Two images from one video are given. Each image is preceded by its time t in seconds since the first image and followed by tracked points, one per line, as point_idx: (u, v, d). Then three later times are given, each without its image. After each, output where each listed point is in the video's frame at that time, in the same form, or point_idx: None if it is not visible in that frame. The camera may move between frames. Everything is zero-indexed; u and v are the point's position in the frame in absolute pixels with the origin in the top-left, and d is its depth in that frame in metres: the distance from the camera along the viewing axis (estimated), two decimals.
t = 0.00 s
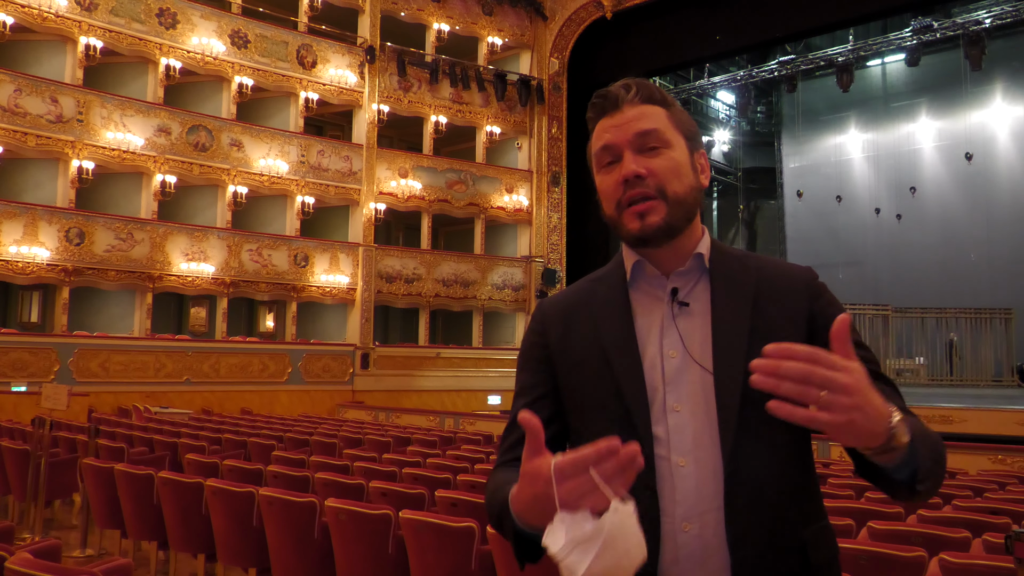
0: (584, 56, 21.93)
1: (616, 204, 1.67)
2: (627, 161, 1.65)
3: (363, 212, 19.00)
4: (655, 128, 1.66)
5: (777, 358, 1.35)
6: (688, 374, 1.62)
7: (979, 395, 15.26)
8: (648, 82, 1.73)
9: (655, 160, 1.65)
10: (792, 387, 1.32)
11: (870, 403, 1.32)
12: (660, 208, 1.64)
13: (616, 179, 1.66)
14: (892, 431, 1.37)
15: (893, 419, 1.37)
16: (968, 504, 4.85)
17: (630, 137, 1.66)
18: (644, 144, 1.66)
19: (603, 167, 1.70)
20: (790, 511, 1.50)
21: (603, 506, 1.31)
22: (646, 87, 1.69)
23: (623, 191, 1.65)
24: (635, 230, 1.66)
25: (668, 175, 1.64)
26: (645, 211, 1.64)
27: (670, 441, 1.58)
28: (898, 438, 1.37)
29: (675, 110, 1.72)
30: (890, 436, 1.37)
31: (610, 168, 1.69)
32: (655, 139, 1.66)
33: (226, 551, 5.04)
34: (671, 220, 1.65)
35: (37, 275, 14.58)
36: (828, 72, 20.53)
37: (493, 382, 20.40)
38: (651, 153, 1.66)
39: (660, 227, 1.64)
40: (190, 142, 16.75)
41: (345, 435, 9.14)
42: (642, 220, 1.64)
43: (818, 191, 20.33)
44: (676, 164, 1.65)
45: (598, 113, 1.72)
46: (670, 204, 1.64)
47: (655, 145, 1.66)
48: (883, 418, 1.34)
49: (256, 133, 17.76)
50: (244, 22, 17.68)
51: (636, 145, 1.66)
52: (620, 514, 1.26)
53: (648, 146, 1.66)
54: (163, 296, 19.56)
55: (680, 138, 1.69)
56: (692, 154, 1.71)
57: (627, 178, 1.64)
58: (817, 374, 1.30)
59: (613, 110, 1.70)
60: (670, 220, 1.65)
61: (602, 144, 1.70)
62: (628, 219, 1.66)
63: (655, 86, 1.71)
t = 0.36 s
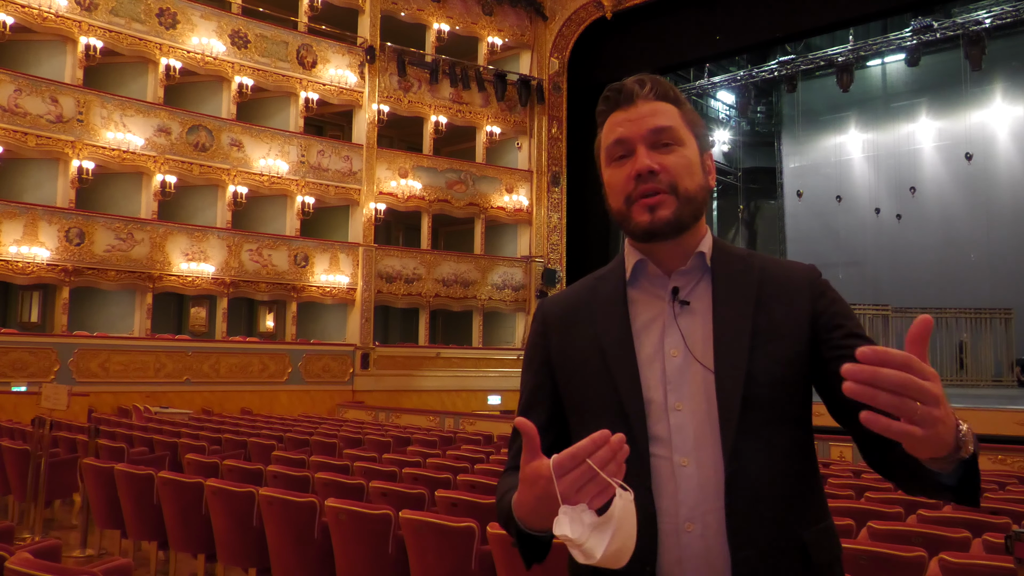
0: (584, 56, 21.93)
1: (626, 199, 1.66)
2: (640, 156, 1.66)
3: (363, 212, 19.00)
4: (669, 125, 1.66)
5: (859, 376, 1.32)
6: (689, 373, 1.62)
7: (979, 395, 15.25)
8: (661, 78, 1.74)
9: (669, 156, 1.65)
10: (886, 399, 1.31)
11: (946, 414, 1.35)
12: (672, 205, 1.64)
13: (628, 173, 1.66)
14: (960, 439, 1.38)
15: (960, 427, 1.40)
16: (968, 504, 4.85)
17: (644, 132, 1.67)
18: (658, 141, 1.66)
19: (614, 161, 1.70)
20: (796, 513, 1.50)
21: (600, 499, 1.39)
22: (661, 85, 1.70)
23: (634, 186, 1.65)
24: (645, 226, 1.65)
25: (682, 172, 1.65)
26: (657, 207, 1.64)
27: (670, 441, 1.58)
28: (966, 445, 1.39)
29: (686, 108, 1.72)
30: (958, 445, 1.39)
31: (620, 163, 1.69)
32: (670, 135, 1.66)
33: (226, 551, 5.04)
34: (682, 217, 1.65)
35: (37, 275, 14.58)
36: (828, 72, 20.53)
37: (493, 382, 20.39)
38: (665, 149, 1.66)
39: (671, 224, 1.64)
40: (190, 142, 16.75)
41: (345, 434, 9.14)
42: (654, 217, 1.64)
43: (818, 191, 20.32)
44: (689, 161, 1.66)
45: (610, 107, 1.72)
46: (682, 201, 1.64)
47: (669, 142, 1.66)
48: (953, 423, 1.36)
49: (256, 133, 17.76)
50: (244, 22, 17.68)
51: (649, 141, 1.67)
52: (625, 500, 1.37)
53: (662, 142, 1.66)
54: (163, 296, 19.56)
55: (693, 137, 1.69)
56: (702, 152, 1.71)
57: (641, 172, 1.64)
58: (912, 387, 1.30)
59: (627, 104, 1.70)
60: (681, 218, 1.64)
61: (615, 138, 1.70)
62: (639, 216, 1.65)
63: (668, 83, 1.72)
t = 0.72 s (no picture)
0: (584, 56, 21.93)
1: (628, 196, 1.66)
2: (642, 153, 1.65)
3: (363, 212, 19.00)
4: (671, 123, 1.66)
5: (646, 487, 1.36)
6: (687, 373, 1.62)
7: (980, 395, 15.26)
8: (662, 76, 1.74)
9: (671, 154, 1.65)
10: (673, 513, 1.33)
11: (734, 508, 1.33)
12: (673, 203, 1.63)
13: (629, 169, 1.66)
14: (766, 517, 1.36)
15: (767, 493, 1.37)
16: (968, 504, 4.85)
17: (645, 130, 1.66)
18: (660, 138, 1.66)
19: (615, 158, 1.69)
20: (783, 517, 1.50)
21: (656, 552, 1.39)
22: (662, 84, 1.70)
23: (635, 181, 1.65)
24: (646, 223, 1.64)
25: (683, 170, 1.64)
26: (657, 203, 1.63)
27: (668, 440, 1.58)
28: (775, 520, 1.35)
29: (687, 108, 1.72)
30: (765, 522, 1.36)
31: (621, 160, 1.68)
32: (671, 133, 1.66)
33: (226, 551, 5.05)
34: (683, 215, 1.64)
35: (37, 275, 14.58)
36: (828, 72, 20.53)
37: (493, 382, 20.39)
38: (666, 147, 1.66)
39: (671, 222, 1.64)
40: (190, 142, 16.74)
41: (345, 435, 9.14)
42: (653, 213, 1.64)
43: (818, 191, 20.33)
44: (690, 160, 1.66)
45: (611, 105, 1.73)
46: (683, 198, 1.64)
47: (671, 139, 1.66)
48: (753, 502, 1.35)
49: (256, 133, 17.76)
50: (244, 22, 17.68)
51: (651, 138, 1.66)
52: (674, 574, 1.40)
53: (664, 140, 1.66)
54: (163, 296, 19.56)
55: (694, 136, 1.69)
56: (703, 152, 1.71)
57: (642, 169, 1.64)
58: (690, 494, 1.33)
59: (628, 103, 1.70)
60: (682, 215, 1.64)
61: (616, 135, 1.69)
62: (639, 212, 1.65)
63: (669, 82, 1.72)
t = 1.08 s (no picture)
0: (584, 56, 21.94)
1: (631, 194, 1.65)
2: (647, 152, 1.65)
3: (363, 212, 19.00)
4: (677, 125, 1.66)
5: (647, 515, 1.36)
6: (685, 373, 1.62)
7: (980, 395, 15.25)
8: (667, 77, 1.74)
9: (675, 154, 1.65)
10: (679, 544, 1.32)
11: (735, 526, 1.36)
12: (676, 204, 1.64)
13: (633, 168, 1.65)
14: (762, 529, 1.39)
15: (762, 505, 1.40)
16: (969, 504, 4.85)
17: (652, 129, 1.66)
18: (665, 139, 1.66)
19: (619, 156, 1.68)
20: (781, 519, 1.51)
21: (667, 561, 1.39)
22: (668, 84, 1.70)
23: (640, 180, 1.64)
24: (649, 223, 1.64)
25: (687, 171, 1.65)
26: (661, 204, 1.63)
27: (665, 442, 1.58)
28: (771, 534, 1.38)
29: (690, 109, 1.72)
30: (761, 535, 1.39)
31: (625, 158, 1.68)
32: (676, 134, 1.66)
33: (226, 550, 5.04)
34: (685, 217, 1.65)
35: (37, 275, 14.58)
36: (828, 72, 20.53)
37: (493, 382, 20.38)
38: (671, 148, 1.66)
39: (673, 223, 1.64)
40: (190, 142, 16.74)
41: (345, 435, 9.14)
42: (658, 214, 1.64)
43: (818, 191, 20.33)
44: (692, 161, 1.66)
45: (617, 102, 1.72)
46: (685, 200, 1.64)
47: (675, 140, 1.66)
48: (750, 515, 1.38)
49: (256, 133, 17.76)
50: (244, 22, 17.68)
51: (657, 138, 1.66)
52: None
53: (669, 140, 1.66)
54: (163, 296, 19.56)
55: (696, 137, 1.69)
56: (705, 153, 1.71)
57: (647, 168, 1.64)
58: (692, 518, 1.33)
59: (633, 101, 1.70)
60: (683, 216, 1.64)
61: (620, 134, 1.68)
62: (642, 212, 1.65)
63: (674, 83, 1.72)
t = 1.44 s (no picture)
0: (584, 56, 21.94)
1: (630, 193, 1.66)
2: (645, 151, 1.65)
3: (363, 212, 19.00)
4: (675, 124, 1.67)
5: (644, 513, 1.37)
6: (685, 373, 1.62)
7: (980, 395, 15.25)
8: (666, 78, 1.74)
9: (675, 153, 1.65)
10: (674, 541, 1.32)
11: (732, 523, 1.36)
12: (675, 203, 1.64)
13: (631, 167, 1.66)
14: (758, 527, 1.39)
15: (759, 503, 1.41)
16: (969, 504, 4.85)
17: (651, 128, 1.66)
18: (664, 138, 1.66)
19: (618, 155, 1.69)
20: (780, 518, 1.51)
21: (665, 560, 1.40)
22: (667, 84, 1.70)
23: (638, 179, 1.64)
24: (647, 222, 1.65)
25: (686, 169, 1.65)
26: (660, 203, 1.64)
27: (666, 441, 1.58)
28: (767, 531, 1.38)
29: (690, 109, 1.73)
30: (758, 532, 1.39)
31: (623, 157, 1.68)
32: (675, 134, 1.66)
33: (226, 550, 5.05)
34: (684, 216, 1.65)
35: (37, 275, 14.58)
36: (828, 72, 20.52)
37: (493, 382, 20.39)
38: (670, 147, 1.66)
39: (672, 222, 1.64)
40: (190, 142, 16.74)
41: (345, 435, 9.15)
42: (657, 213, 1.64)
43: (818, 191, 20.34)
44: (691, 160, 1.66)
45: (616, 102, 1.72)
46: (685, 199, 1.64)
47: (674, 139, 1.66)
48: (746, 514, 1.38)
49: (256, 133, 17.75)
50: (244, 22, 17.68)
51: (655, 138, 1.66)
52: None
53: (668, 140, 1.66)
54: (163, 296, 19.57)
55: (695, 137, 1.69)
56: (704, 153, 1.72)
57: (645, 167, 1.64)
58: (687, 514, 1.33)
59: (633, 101, 1.70)
60: (683, 215, 1.65)
61: (620, 133, 1.69)
62: (641, 211, 1.65)
63: (674, 83, 1.73)
